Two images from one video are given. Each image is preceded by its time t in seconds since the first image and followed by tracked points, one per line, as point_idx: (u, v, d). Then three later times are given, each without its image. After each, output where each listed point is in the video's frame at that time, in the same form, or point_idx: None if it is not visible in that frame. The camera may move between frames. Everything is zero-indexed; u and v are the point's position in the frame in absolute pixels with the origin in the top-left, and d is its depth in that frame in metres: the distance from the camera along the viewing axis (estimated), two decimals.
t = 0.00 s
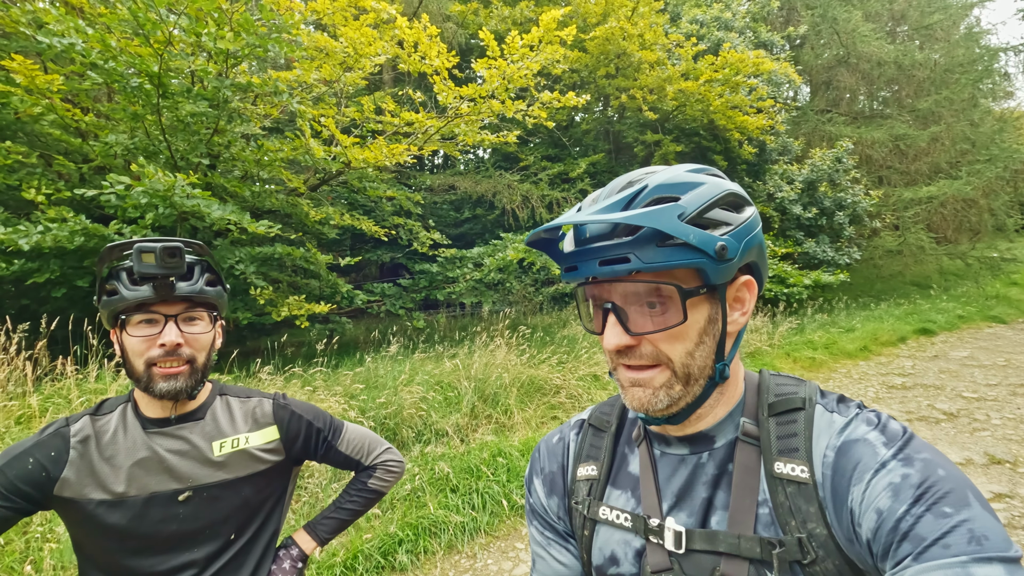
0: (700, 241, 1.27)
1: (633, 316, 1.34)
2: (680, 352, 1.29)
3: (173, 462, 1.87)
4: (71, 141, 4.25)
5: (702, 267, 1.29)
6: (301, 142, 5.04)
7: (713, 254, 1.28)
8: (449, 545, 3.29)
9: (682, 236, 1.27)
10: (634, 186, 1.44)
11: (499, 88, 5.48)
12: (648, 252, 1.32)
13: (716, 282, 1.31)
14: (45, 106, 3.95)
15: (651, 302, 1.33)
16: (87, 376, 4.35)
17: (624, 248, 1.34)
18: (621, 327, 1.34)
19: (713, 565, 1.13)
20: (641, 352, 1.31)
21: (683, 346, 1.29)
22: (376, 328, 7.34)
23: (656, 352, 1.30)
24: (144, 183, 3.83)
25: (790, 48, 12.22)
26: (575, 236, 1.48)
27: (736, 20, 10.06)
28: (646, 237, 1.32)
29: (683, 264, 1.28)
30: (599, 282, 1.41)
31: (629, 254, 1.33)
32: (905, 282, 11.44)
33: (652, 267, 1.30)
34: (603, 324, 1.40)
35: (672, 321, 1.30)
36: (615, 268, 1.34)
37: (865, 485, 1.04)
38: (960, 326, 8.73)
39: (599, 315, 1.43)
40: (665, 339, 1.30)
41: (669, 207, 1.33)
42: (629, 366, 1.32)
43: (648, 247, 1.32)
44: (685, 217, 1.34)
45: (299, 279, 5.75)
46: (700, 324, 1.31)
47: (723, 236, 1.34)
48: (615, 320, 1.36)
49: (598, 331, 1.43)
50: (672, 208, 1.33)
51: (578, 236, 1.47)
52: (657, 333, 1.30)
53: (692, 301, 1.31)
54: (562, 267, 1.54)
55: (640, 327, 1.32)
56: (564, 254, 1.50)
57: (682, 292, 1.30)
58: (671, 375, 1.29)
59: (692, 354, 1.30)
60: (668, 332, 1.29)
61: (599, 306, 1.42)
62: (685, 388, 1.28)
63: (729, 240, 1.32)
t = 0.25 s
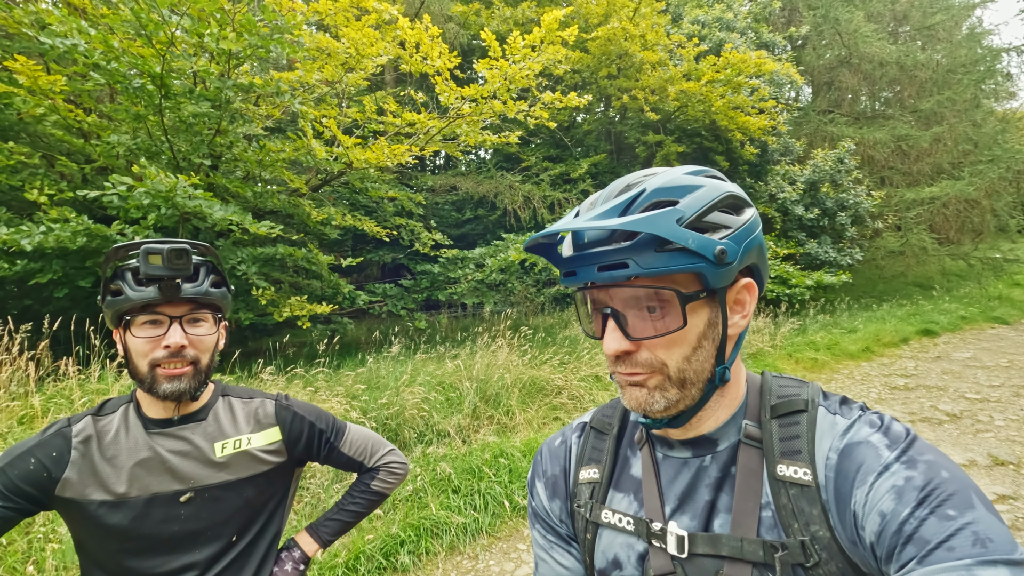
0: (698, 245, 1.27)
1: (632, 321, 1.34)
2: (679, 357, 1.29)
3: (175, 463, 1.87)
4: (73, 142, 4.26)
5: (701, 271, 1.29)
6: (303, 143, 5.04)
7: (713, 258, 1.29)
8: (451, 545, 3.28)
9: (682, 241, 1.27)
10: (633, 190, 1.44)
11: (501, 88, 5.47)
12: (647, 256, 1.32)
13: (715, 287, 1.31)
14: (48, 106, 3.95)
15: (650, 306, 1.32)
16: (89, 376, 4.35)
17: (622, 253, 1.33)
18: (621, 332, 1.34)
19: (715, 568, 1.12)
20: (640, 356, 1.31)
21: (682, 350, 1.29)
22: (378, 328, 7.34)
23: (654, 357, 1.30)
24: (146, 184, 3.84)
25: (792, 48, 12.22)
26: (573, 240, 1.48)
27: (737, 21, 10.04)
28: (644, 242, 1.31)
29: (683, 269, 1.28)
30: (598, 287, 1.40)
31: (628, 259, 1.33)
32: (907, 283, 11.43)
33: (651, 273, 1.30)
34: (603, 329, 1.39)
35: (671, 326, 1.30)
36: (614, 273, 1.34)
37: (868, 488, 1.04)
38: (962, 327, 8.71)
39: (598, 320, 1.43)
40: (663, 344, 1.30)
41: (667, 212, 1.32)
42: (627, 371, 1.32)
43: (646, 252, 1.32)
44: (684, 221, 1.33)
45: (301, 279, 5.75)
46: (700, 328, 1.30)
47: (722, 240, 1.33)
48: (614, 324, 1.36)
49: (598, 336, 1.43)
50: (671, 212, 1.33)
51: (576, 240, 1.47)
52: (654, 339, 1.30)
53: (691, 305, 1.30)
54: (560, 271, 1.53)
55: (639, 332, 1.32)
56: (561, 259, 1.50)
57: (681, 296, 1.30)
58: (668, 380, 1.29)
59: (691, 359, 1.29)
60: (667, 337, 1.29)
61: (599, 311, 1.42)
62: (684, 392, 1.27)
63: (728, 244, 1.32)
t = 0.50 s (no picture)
0: (716, 246, 1.28)
1: (644, 321, 1.34)
2: (689, 358, 1.29)
3: (179, 464, 1.87)
4: (76, 142, 4.27)
5: (716, 272, 1.29)
6: (304, 143, 5.05)
7: (729, 259, 1.30)
8: (453, 546, 3.28)
9: (700, 241, 1.27)
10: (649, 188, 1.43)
11: (503, 88, 5.47)
12: (665, 256, 1.31)
13: (728, 288, 1.32)
14: (51, 107, 3.96)
15: (662, 306, 1.32)
16: (92, 376, 4.36)
17: (639, 252, 1.33)
18: (632, 332, 1.34)
19: (718, 569, 1.13)
20: (650, 357, 1.31)
21: (693, 352, 1.29)
22: (379, 329, 7.35)
23: (665, 358, 1.30)
24: (148, 184, 3.84)
25: (793, 49, 12.21)
26: (584, 238, 1.47)
27: (739, 21, 10.04)
28: (662, 241, 1.31)
29: (700, 269, 1.28)
30: (610, 286, 1.40)
31: (644, 258, 1.33)
32: (909, 284, 11.42)
33: (668, 273, 1.30)
34: (612, 329, 1.39)
35: (682, 327, 1.30)
36: (631, 271, 1.34)
37: (871, 489, 1.04)
38: (965, 327, 8.69)
39: (608, 319, 1.43)
40: (675, 345, 1.30)
41: (686, 211, 1.32)
42: (638, 370, 1.32)
43: (663, 252, 1.32)
44: (701, 221, 1.33)
45: (302, 280, 5.75)
46: (711, 329, 1.30)
47: (737, 241, 1.35)
48: (625, 324, 1.35)
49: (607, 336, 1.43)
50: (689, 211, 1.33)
51: (587, 238, 1.46)
52: (667, 339, 1.30)
53: (704, 306, 1.31)
54: (568, 268, 1.53)
55: (650, 332, 1.32)
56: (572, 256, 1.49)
57: (695, 297, 1.30)
58: (677, 381, 1.29)
59: (702, 360, 1.29)
60: (679, 338, 1.29)
61: (609, 310, 1.42)
62: (693, 394, 1.28)
63: (743, 245, 1.33)
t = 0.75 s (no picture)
0: (713, 250, 1.27)
1: (644, 324, 1.35)
2: (691, 361, 1.30)
3: (187, 464, 1.88)
4: (79, 143, 4.28)
5: (714, 276, 1.29)
6: (307, 144, 5.06)
7: (727, 263, 1.29)
8: (456, 546, 3.29)
9: (695, 246, 1.26)
10: (646, 191, 1.44)
11: (505, 89, 5.47)
12: (660, 260, 1.31)
13: (728, 291, 1.32)
14: (55, 107, 3.97)
15: (662, 309, 1.33)
16: (95, 376, 4.37)
17: (635, 257, 1.33)
18: (631, 335, 1.35)
19: (723, 569, 1.13)
20: (650, 359, 1.32)
21: (694, 355, 1.29)
22: (381, 329, 7.35)
23: (666, 360, 1.31)
24: (151, 185, 3.84)
25: (795, 49, 12.21)
26: (584, 241, 1.48)
27: (740, 22, 10.04)
28: (657, 246, 1.31)
29: (696, 274, 1.28)
30: (609, 289, 1.41)
31: (640, 263, 1.33)
32: (911, 284, 11.41)
33: (663, 278, 1.29)
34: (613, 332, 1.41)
35: (684, 331, 1.31)
36: (626, 275, 1.35)
37: (875, 490, 1.04)
38: (967, 328, 8.68)
39: (609, 321, 1.44)
40: (675, 348, 1.30)
41: (683, 216, 1.32)
42: (638, 373, 1.33)
43: (658, 256, 1.32)
44: (698, 225, 1.33)
45: (304, 280, 5.76)
46: (711, 333, 1.30)
47: (737, 243, 1.33)
48: (624, 326, 1.37)
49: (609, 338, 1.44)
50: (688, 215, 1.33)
51: (586, 241, 1.47)
52: (666, 342, 1.30)
53: (704, 309, 1.31)
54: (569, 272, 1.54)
55: (651, 335, 1.33)
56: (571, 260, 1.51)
57: (693, 301, 1.30)
58: (680, 383, 1.29)
59: (703, 363, 1.30)
60: (679, 341, 1.30)
61: (609, 312, 1.43)
62: (694, 397, 1.28)
63: (743, 248, 1.33)
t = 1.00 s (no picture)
0: (706, 251, 1.26)
1: (637, 325, 1.34)
2: (686, 362, 1.29)
3: (186, 464, 1.87)
4: (79, 143, 4.28)
5: (708, 277, 1.28)
6: (307, 144, 5.06)
7: (720, 264, 1.28)
8: (456, 546, 3.29)
9: (687, 247, 1.26)
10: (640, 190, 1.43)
11: (505, 89, 5.47)
12: (651, 262, 1.31)
13: (722, 292, 1.30)
14: (55, 108, 3.96)
15: (654, 310, 1.32)
16: (95, 376, 4.36)
17: (627, 258, 1.32)
18: (624, 336, 1.35)
19: (723, 572, 1.12)
20: (643, 361, 1.32)
21: (688, 356, 1.29)
22: (381, 329, 7.35)
23: (659, 361, 1.30)
24: (151, 185, 3.83)
25: (796, 49, 12.20)
26: (577, 243, 1.48)
27: (741, 22, 10.03)
28: (648, 247, 1.30)
29: (689, 275, 1.27)
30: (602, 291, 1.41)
31: (631, 264, 1.32)
32: (912, 284, 11.40)
33: (653, 279, 1.29)
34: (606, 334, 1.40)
35: (677, 332, 1.30)
36: (618, 276, 1.34)
37: (877, 493, 1.04)
38: (968, 328, 8.66)
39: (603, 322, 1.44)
40: (668, 349, 1.29)
41: (675, 216, 1.31)
42: (631, 375, 1.32)
43: (649, 259, 1.31)
44: (691, 225, 1.32)
45: (305, 280, 5.76)
46: (706, 334, 1.29)
47: (731, 245, 1.32)
48: (617, 328, 1.36)
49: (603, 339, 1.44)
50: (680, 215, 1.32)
51: (580, 243, 1.47)
52: (660, 343, 1.29)
53: (697, 310, 1.30)
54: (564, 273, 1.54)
55: (644, 336, 1.32)
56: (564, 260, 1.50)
57: (686, 302, 1.30)
58: (673, 384, 1.28)
59: (698, 364, 1.28)
60: (672, 342, 1.29)
61: (603, 313, 1.43)
62: (687, 399, 1.27)
63: (737, 249, 1.31)
